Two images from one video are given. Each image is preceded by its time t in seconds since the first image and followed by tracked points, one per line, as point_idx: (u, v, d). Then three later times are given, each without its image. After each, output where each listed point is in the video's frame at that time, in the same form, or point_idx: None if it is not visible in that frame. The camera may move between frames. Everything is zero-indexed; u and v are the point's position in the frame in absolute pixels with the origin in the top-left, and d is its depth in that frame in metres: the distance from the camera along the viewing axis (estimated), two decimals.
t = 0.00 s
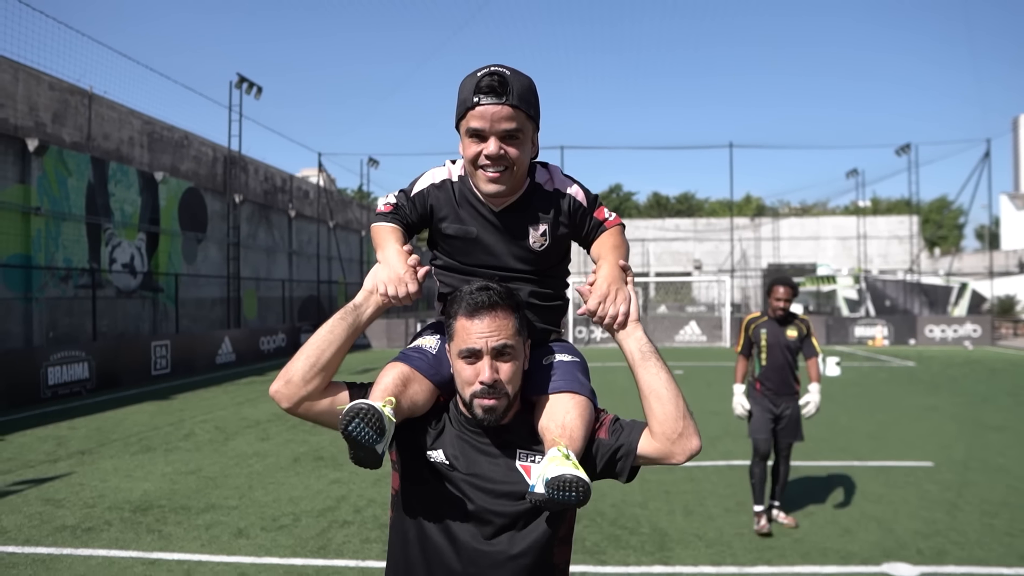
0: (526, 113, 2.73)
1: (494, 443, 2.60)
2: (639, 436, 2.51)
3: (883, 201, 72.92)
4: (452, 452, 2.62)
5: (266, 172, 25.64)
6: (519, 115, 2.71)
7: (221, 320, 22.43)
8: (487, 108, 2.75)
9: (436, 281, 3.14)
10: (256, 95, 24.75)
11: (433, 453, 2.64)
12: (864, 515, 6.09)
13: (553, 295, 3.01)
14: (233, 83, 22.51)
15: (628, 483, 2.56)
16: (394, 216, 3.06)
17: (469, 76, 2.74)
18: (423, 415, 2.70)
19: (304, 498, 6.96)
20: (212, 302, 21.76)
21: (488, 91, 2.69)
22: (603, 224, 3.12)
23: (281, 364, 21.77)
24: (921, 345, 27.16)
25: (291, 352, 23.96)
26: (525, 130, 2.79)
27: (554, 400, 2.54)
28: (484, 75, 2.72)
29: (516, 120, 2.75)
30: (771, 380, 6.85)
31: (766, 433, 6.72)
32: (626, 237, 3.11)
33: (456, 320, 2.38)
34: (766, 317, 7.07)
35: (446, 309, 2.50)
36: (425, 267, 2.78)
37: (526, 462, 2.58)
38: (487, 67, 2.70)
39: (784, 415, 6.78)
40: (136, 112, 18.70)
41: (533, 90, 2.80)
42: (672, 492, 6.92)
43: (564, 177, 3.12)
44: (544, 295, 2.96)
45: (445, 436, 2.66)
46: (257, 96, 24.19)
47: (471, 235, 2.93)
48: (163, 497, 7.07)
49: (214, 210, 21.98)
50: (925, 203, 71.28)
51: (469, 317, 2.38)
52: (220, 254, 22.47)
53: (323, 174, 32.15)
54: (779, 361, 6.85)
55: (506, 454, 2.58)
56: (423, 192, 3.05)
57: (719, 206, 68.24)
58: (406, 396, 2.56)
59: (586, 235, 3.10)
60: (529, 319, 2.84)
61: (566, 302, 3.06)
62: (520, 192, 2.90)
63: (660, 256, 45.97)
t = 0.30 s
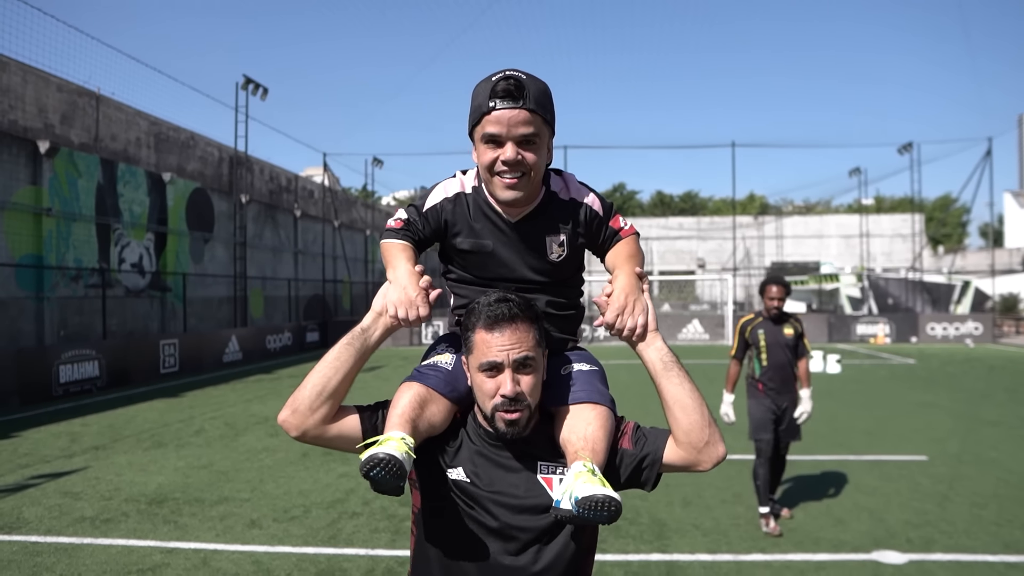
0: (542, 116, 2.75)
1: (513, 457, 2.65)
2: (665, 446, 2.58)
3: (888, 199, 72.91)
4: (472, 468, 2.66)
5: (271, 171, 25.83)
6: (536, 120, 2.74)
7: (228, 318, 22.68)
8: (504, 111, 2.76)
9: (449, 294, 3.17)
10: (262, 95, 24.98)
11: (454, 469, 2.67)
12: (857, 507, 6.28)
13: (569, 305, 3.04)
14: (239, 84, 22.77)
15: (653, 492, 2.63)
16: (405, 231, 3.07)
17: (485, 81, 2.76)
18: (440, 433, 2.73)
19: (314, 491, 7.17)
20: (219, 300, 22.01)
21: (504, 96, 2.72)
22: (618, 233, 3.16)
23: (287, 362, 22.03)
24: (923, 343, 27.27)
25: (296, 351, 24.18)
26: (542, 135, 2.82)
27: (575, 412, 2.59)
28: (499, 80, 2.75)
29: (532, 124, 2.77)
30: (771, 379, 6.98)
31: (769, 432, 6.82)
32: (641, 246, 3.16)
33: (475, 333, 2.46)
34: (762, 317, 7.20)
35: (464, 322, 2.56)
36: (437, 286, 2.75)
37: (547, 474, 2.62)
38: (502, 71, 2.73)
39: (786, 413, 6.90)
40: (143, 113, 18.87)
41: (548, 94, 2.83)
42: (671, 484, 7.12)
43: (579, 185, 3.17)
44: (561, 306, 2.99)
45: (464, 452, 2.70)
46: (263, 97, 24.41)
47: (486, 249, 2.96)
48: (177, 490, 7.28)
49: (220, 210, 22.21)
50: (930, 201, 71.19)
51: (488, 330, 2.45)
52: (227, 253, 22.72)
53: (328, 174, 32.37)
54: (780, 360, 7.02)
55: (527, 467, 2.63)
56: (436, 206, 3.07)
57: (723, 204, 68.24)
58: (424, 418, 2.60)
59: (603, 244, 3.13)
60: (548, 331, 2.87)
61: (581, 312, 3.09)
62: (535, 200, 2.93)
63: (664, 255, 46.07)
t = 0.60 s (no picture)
0: (519, 86, 2.64)
1: (524, 445, 2.60)
2: (685, 407, 2.50)
3: (887, 197, 73.08)
4: (485, 461, 2.61)
5: (271, 170, 25.96)
6: (513, 91, 2.63)
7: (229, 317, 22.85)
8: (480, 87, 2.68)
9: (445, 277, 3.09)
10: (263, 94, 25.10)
11: (466, 464, 2.63)
12: (845, 499, 6.44)
13: (570, 275, 2.92)
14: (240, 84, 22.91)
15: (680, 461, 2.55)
16: (391, 218, 3.02)
17: (456, 55, 2.65)
18: (445, 430, 2.69)
19: (316, 485, 7.33)
20: (219, 299, 22.17)
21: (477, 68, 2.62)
22: (612, 191, 2.98)
23: (288, 360, 22.22)
24: (918, 341, 27.45)
25: (297, 349, 24.34)
26: (522, 106, 2.72)
27: (585, 387, 2.52)
28: (471, 53, 2.66)
29: (510, 95, 2.67)
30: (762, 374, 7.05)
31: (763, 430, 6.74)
32: (638, 204, 2.99)
33: (471, 315, 2.43)
34: (749, 315, 7.30)
35: (462, 307, 2.53)
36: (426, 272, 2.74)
37: (563, 459, 2.57)
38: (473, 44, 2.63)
39: (780, 407, 6.94)
40: (143, 112, 18.96)
41: (525, 62, 2.72)
42: (666, 478, 7.27)
43: (567, 148, 3.02)
44: (560, 277, 2.89)
45: (475, 446, 2.65)
46: (264, 97, 24.53)
47: (473, 225, 2.87)
48: (181, 484, 7.44)
49: (221, 210, 22.35)
50: (929, 199, 71.37)
51: (485, 310, 2.42)
52: (228, 252, 22.88)
53: (328, 173, 32.50)
54: (770, 355, 7.10)
55: (542, 455, 2.59)
56: (418, 189, 2.99)
57: (722, 203, 68.40)
58: (423, 418, 2.56)
59: (598, 208, 2.97)
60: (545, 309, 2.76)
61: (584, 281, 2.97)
62: (521, 171, 2.80)
63: (663, 253, 46.23)
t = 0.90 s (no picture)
0: (503, 100, 2.62)
1: (510, 468, 2.70)
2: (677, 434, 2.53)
3: (883, 199, 73.42)
4: (472, 485, 2.73)
5: (270, 171, 26.08)
6: (497, 106, 2.62)
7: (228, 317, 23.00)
8: (464, 99, 2.64)
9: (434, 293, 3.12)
10: (262, 95, 25.26)
11: (454, 488, 2.75)
12: (834, 496, 6.64)
13: (558, 293, 2.94)
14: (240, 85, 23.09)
15: (671, 482, 2.60)
16: (378, 237, 3.07)
17: (438, 71, 2.64)
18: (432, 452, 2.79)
19: (319, 482, 7.49)
20: (219, 299, 22.32)
21: (460, 83, 2.61)
22: (603, 209, 2.99)
23: (286, 360, 22.36)
24: (912, 342, 27.70)
25: (296, 349, 24.49)
26: (507, 120, 2.71)
27: (572, 412, 2.56)
28: (453, 67, 2.64)
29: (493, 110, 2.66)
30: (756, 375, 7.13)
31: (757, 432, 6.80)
32: (630, 221, 2.99)
33: (451, 341, 2.46)
34: (743, 317, 7.37)
35: (442, 332, 2.56)
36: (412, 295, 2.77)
37: (550, 482, 2.66)
38: (455, 58, 2.61)
39: (774, 408, 7.04)
40: (143, 112, 19.08)
41: (509, 75, 2.70)
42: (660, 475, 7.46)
43: (555, 163, 3.03)
44: (547, 296, 2.90)
45: (462, 469, 2.76)
46: (263, 98, 24.67)
47: (461, 244, 2.88)
48: (187, 482, 7.60)
49: (220, 210, 22.48)
50: (924, 201, 71.74)
51: (465, 337, 2.45)
52: (227, 252, 23.01)
53: (326, 173, 32.63)
54: (765, 357, 7.17)
55: (528, 479, 2.68)
56: (405, 206, 3.04)
57: (719, 204, 68.63)
58: (408, 443, 2.65)
59: (588, 224, 2.98)
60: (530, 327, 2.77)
61: (571, 299, 2.99)
62: (507, 187, 2.80)
63: (660, 254, 46.44)
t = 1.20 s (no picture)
0: (502, 98, 2.62)
1: (486, 463, 2.70)
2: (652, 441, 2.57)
3: (875, 202, 74.03)
4: (446, 478, 2.72)
5: (266, 173, 26.24)
6: (496, 102, 2.61)
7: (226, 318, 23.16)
8: (462, 95, 2.63)
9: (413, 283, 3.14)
10: (259, 98, 25.43)
11: (427, 481, 2.74)
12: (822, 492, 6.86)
13: (536, 292, 2.97)
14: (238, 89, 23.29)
15: (643, 493, 2.60)
16: (361, 223, 3.07)
17: (439, 59, 2.62)
18: (407, 446, 2.80)
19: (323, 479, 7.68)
20: (217, 301, 22.50)
21: (461, 77, 2.59)
22: (591, 215, 3.04)
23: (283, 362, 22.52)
24: (902, 344, 28.07)
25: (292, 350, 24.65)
26: (505, 116, 2.69)
27: (551, 410, 2.60)
28: (455, 59, 2.61)
29: (492, 106, 2.65)
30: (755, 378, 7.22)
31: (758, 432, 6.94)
32: (617, 228, 3.03)
33: (438, 338, 2.44)
34: (747, 319, 7.43)
35: (427, 325, 2.55)
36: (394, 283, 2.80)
37: (525, 479, 2.68)
38: (458, 50, 2.59)
39: (770, 411, 7.14)
40: (140, 115, 19.23)
41: (509, 73, 2.70)
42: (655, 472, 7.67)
43: (547, 164, 3.05)
44: (527, 294, 2.93)
45: (437, 462, 2.75)
46: (261, 101, 24.84)
47: (446, 236, 2.90)
48: (194, 478, 7.79)
49: (218, 212, 22.65)
50: (916, 204, 72.36)
51: (452, 334, 2.43)
52: (225, 254, 23.17)
53: (322, 175, 32.78)
54: (765, 360, 7.25)
55: (503, 475, 2.69)
56: (392, 194, 3.03)
57: (712, 207, 69.12)
58: (385, 437, 2.67)
59: (574, 228, 3.02)
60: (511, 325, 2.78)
61: (550, 299, 3.02)
62: (497, 183, 2.81)
63: (653, 256, 46.78)
